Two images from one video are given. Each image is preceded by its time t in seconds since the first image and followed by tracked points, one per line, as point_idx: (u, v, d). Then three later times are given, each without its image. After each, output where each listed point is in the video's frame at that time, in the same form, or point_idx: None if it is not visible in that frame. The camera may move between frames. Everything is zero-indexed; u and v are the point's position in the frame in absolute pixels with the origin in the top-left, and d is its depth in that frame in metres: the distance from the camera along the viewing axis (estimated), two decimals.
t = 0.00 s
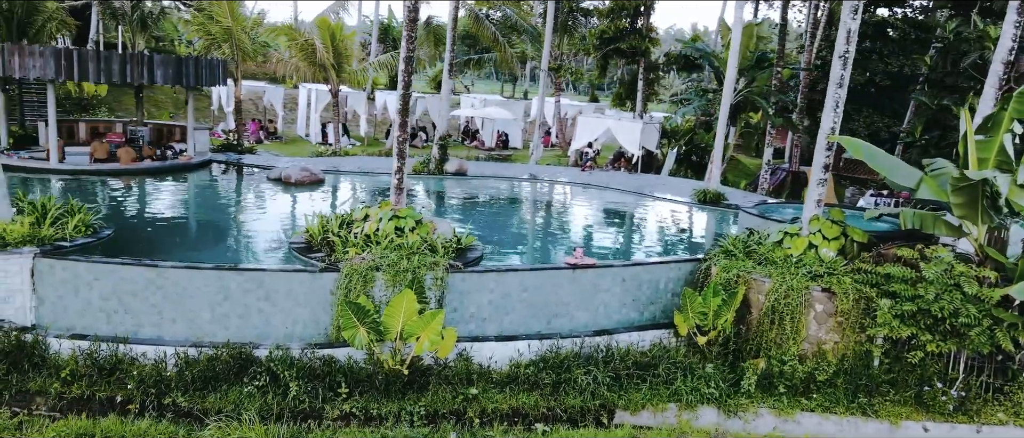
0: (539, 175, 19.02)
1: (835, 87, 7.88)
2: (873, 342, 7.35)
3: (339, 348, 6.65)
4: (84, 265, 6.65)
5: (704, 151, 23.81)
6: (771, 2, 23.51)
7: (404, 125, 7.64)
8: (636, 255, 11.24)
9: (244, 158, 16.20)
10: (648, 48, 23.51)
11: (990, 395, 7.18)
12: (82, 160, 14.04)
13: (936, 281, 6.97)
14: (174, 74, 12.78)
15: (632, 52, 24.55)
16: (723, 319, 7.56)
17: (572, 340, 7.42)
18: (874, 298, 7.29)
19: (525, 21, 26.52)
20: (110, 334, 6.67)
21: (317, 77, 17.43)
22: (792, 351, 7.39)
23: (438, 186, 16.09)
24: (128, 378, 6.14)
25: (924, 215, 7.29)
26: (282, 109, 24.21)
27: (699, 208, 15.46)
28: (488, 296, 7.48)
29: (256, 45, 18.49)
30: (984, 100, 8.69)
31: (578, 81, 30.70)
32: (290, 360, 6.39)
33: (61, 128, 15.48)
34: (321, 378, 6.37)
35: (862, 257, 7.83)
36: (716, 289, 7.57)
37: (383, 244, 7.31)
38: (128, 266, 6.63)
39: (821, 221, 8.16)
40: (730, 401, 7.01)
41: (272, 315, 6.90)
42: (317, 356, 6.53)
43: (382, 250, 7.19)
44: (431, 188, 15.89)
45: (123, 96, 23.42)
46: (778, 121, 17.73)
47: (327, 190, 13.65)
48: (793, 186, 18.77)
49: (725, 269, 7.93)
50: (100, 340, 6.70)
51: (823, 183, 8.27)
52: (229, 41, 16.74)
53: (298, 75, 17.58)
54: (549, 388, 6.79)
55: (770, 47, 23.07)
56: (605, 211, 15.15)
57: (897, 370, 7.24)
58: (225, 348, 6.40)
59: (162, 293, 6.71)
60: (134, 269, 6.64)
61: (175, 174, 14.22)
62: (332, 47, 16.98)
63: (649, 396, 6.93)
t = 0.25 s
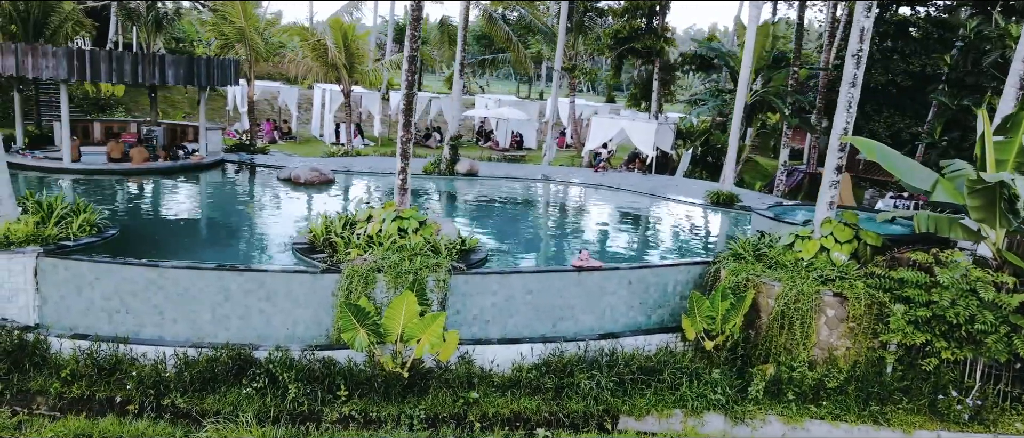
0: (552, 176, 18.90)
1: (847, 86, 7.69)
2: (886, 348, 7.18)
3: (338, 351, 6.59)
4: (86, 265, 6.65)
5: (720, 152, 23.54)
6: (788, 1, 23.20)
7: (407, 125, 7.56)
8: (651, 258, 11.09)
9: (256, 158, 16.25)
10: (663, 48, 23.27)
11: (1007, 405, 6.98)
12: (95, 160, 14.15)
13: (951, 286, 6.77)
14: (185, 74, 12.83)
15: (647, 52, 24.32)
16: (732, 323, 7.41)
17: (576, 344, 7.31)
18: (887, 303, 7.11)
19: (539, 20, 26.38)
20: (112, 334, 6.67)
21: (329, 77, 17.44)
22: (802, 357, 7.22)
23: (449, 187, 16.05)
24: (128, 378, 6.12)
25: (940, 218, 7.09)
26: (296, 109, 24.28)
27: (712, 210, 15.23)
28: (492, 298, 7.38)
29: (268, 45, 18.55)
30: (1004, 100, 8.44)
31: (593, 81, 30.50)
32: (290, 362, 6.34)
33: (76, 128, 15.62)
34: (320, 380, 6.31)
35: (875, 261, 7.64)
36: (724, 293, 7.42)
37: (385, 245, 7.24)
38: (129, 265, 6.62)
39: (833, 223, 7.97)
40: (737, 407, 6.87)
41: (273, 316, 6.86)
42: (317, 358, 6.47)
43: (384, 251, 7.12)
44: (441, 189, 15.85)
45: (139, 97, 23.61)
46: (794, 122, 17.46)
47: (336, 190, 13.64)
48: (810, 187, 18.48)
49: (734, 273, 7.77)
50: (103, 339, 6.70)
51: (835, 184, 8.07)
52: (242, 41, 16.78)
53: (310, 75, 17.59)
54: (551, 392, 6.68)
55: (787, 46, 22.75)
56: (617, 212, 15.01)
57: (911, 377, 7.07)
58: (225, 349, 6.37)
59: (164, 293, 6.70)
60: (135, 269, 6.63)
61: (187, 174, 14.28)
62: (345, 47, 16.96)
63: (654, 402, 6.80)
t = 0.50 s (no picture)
0: (563, 177, 18.78)
1: (858, 86, 7.53)
2: (897, 354, 7.02)
3: (336, 352, 6.52)
4: (87, 265, 6.65)
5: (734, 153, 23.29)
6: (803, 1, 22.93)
7: (410, 125, 7.50)
8: (663, 260, 10.97)
9: (266, 158, 16.30)
10: (676, 47, 23.06)
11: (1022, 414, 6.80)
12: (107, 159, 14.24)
13: (964, 291, 6.60)
14: (195, 74, 12.90)
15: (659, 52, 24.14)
16: (738, 327, 7.28)
17: (580, 348, 7.20)
18: (898, 308, 6.94)
19: (551, 21, 26.27)
20: (113, 334, 6.66)
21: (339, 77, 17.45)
22: (810, 363, 7.07)
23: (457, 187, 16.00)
24: (126, 379, 6.10)
25: (954, 221, 6.93)
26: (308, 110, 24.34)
27: (723, 212, 15.04)
28: (494, 301, 7.30)
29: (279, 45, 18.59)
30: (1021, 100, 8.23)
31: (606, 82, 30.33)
32: (288, 364, 6.29)
33: (88, 128, 15.73)
34: (318, 383, 6.26)
35: (886, 264, 7.46)
36: (731, 296, 7.28)
37: (387, 246, 7.18)
38: (130, 266, 6.61)
39: (844, 226, 7.80)
40: (742, 413, 6.74)
41: (274, 317, 6.82)
42: (316, 360, 6.42)
43: (385, 252, 7.06)
44: (450, 189, 15.82)
45: (152, 97, 23.77)
46: (807, 122, 17.22)
47: (344, 191, 13.63)
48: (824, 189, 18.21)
49: (742, 276, 7.63)
50: (104, 340, 6.69)
51: (846, 186, 7.90)
52: (253, 41, 16.83)
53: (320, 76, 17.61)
54: (552, 396, 6.58)
55: (801, 46, 22.49)
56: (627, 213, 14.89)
57: (922, 385, 6.91)
58: (224, 350, 6.33)
59: (164, 294, 6.68)
60: (136, 269, 6.62)
61: (197, 174, 14.34)
62: (355, 48, 16.97)
63: (658, 407, 6.68)
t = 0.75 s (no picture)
0: (575, 178, 18.63)
1: (871, 86, 7.34)
2: (911, 362, 6.84)
3: (333, 355, 6.44)
4: (88, 265, 6.64)
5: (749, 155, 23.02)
6: None
7: (413, 126, 7.42)
8: (677, 264, 10.82)
9: (277, 159, 16.33)
10: (691, 47, 22.81)
11: None
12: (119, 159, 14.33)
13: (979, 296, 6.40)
14: (205, 74, 12.89)
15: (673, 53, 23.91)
16: (746, 332, 7.12)
17: (583, 353, 7.08)
18: (911, 314, 6.75)
19: (565, 21, 26.12)
20: (113, 335, 6.64)
21: (351, 77, 17.45)
22: (819, 370, 6.90)
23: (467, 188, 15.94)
24: (124, 380, 6.07)
25: (969, 225, 6.72)
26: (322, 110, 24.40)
27: (737, 214, 14.81)
28: (497, 304, 7.20)
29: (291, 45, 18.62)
30: None
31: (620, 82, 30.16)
32: (286, 367, 6.22)
33: (102, 128, 15.84)
34: (316, 386, 6.19)
35: (900, 269, 7.26)
36: (739, 301, 7.13)
37: (388, 248, 7.11)
38: (131, 266, 6.59)
39: (856, 229, 7.60)
40: (748, 421, 6.59)
41: (274, 320, 6.77)
42: (315, 363, 6.36)
43: (386, 254, 6.99)
44: (459, 190, 15.76)
45: (167, 98, 23.94)
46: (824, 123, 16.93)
47: (353, 191, 13.62)
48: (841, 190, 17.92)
49: (751, 281, 7.46)
50: (105, 340, 6.68)
51: (859, 189, 7.70)
52: (265, 40, 16.99)
53: (332, 76, 17.64)
54: (554, 402, 6.46)
55: (819, 46, 22.17)
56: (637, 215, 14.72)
57: (936, 393, 6.72)
58: (222, 352, 6.28)
59: (165, 294, 6.65)
60: (136, 269, 6.61)
61: (207, 174, 14.39)
62: (366, 48, 16.97)
63: (662, 414, 6.53)
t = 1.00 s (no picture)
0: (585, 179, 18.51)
1: (882, 86, 7.16)
2: (922, 370, 6.68)
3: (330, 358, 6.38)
4: (89, 266, 6.63)
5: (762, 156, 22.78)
6: None
7: (415, 126, 7.34)
8: (688, 266, 10.69)
9: (287, 159, 16.36)
10: (704, 47, 22.58)
11: None
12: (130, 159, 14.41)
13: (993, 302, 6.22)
14: (213, 75, 12.90)
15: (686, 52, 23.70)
16: (752, 337, 6.98)
17: (586, 357, 6.97)
18: (923, 320, 6.58)
19: (576, 21, 25.99)
20: (113, 336, 6.63)
21: (361, 78, 17.45)
22: (827, 376, 6.75)
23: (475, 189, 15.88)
24: (121, 381, 6.04)
25: (985, 230, 6.58)
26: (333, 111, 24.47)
27: (748, 216, 14.62)
28: (498, 307, 7.11)
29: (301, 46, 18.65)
30: None
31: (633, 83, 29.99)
32: (284, 369, 6.17)
33: (113, 128, 15.94)
34: (314, 389, 6.13)
35: (912, 274, 7.08)
36: (745, 305, 6.99)
37: (389, 249, 7.04)
38: (130, 267, 6.58)
39: (866, 233, 7.42)
40: (754, 429, 6.45)
41: (273, 321, 6.72)
42: (313, 365, 6.30)
43: (387, 255, 6.92)
44: (467, 191, 15.70)
45: (180, 98, 24.10)
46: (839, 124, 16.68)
47: (359, 192, 13.60)
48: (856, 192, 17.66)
49: (758, 285, 7.32)
50: (105, 341, 6.66)
51: (870, 191, 7.52)
52: (276, 41, 17.02)
53: (342, 76, 17.65)
54: (554, 407, 6.36)
55: (834, 45, 21.88)
56: (645, 216, 14.57)
57: (949, 402, 6.55)
58: (219, 354, 6.24)
59: (164, 295, 6.63)
60: (136, 270, 6.58)
61: (216, 174, 14.43)
62: (377, 49, 16.96)
63: (665, 421, 6.41)
